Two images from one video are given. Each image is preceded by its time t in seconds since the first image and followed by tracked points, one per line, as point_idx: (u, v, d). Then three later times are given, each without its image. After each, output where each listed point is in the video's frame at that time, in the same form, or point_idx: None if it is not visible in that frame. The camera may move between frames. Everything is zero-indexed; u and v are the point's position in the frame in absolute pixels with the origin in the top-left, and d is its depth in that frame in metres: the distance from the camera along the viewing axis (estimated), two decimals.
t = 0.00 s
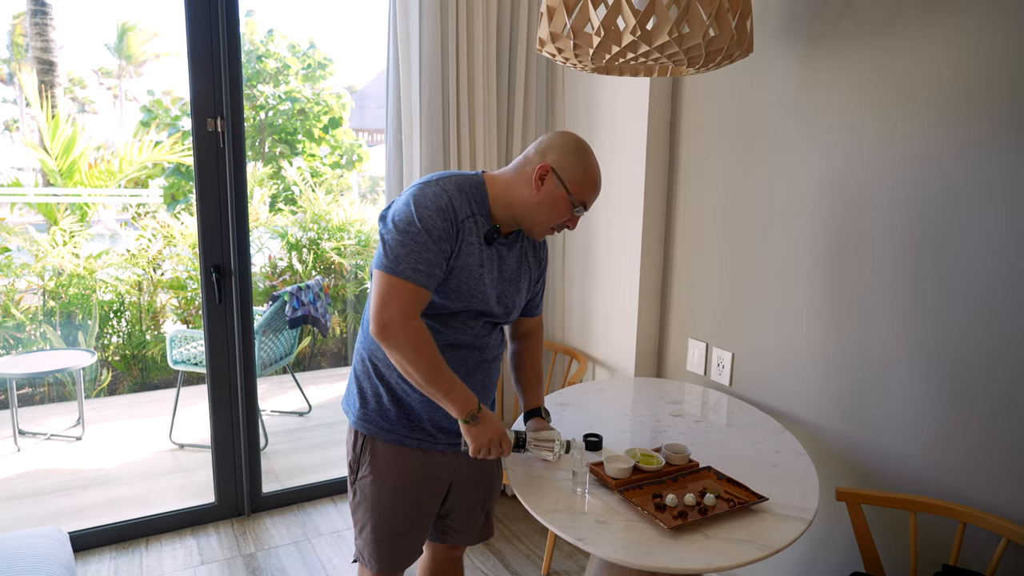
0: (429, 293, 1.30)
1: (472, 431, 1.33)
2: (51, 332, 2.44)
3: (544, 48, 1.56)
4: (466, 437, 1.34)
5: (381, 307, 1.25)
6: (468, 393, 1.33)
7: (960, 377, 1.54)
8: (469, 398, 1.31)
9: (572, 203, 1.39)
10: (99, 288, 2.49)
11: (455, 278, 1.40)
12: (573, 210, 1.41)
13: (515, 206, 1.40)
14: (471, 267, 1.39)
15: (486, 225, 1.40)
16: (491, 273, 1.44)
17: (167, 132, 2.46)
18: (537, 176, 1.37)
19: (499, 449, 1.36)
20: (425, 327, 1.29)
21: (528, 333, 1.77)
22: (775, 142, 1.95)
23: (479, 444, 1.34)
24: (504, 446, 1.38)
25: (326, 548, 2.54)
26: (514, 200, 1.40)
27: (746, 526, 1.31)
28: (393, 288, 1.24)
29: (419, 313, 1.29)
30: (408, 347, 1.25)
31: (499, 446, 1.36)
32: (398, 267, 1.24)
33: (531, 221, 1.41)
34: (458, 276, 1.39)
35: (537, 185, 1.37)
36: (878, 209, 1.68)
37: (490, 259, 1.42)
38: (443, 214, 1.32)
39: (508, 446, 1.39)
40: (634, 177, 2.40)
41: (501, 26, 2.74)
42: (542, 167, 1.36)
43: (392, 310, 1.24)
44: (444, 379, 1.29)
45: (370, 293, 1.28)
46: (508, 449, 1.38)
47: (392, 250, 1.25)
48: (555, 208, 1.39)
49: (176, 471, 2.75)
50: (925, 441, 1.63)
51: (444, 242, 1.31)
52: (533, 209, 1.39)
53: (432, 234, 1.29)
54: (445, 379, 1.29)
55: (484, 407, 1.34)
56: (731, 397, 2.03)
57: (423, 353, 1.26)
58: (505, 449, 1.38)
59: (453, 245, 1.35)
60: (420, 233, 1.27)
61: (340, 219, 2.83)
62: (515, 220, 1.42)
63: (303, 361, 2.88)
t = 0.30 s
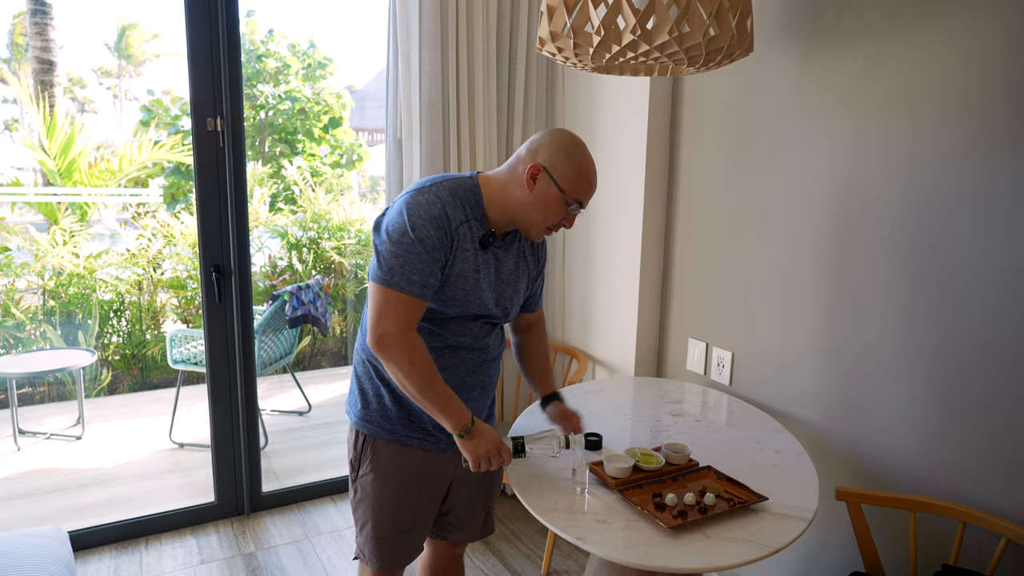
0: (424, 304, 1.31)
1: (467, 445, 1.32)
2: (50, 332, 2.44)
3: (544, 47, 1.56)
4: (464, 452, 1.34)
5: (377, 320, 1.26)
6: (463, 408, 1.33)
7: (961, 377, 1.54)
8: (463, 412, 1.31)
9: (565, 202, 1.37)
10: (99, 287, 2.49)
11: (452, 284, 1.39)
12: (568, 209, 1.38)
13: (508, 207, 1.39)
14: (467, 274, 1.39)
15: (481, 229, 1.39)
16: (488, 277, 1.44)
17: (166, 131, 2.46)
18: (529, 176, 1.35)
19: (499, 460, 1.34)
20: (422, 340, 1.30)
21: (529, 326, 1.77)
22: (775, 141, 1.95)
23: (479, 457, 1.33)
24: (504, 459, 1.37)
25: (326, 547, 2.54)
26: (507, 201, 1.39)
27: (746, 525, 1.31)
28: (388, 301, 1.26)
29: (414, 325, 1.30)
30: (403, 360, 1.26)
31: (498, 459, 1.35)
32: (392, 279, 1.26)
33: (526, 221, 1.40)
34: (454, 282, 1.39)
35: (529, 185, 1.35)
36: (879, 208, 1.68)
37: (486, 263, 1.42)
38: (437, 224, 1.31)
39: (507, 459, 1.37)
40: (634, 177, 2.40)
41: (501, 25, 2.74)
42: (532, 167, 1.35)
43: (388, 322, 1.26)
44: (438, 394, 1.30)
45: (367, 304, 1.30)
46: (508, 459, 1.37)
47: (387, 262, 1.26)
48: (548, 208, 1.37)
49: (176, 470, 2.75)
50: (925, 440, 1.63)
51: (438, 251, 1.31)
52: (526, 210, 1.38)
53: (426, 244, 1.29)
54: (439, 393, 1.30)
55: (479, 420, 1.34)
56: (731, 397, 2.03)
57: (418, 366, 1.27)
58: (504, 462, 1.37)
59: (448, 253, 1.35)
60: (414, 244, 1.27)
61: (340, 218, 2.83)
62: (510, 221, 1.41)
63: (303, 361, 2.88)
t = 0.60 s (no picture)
0: (423, 318, 1.33)
1: (464, 462, 1.27)
2: (50, 332, 2.44)
3: (544, 47, 1.56)
4: (464, 471, 1.29)
5: (376, 337, 1.29)
6: (460, 425, 1.30)
7: (961, 377, 1.54)
8: (459, 429, 1.28)
9: (558, 203, 1.35)
10: (99, 287, 2.49)
11: (450, 293, 1.40)
12: (561, 210, 1.36)
13: (502, 210, 1.38)
14: (464, 283, 1.40)
15: (477, 237, 1.39)
16: (485, 283, 1.44)
17: (166, 131, 2.46)
18: (519, 179, 1.34)
19: (500, 475, 1.28)
20: (422, 357, 1.32)
21: (546, 322, 1.75)
22: (775, 140, 1.95)
23: (478, 474, 1.27)
24: (504, 477, 1.31)
25: (326, 547, 2.54)
26: (500, 204, 1.38)
27: (745, 525, 1.31)
28: (387, 318, 1.28)
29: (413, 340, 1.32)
30: (402, 377, 1.28)
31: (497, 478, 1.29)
32: (389, 295, 1.28)
33: (520, 223, 1.39)
34: (452, 291, 1.40)
35: (520, 187, 1.34)
36: (879, 208, 1.68)
37: (483, 271, 1.42)
38: (432, 237, 1.31)
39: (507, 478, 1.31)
40: (634, 176, 2.40)
41: (500, 25, 2.74)
42: (522, 169, 1.33)
43: (387, 339, 1.28)
44: (436, 410, 1.29)
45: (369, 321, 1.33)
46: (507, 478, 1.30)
47: (383, 278, 1.28)
48: (541, 210, 1.35)
49: (176, 470, 2.75)
50: (924, 440, 1.63)
51: (434, 264, 1.31)
52: (518, 212, 1.37)
53: (421, 258, 1.29)
54: (436, 410, 1.29)
55: (476, 436, 1.29)
56: (731, 396, 2.03)
57: (416, 382, 1.28)
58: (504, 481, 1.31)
59: (444, 265, 1.36)
60: (409, 259, 1.28)
61: (339, 218, 2.83)
62: (504, 224, 1.41)
63: (303, 360, 2.88)
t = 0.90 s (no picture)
0: (424, 330, 1.33)
1: (468, 472, 1.28)
2: (51, 332, 2.44)
3: (545, 48, 1.56)
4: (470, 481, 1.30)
5: (379, 349, 1.29)
6: (462, 435, 1.31)
7: (961, 378, 1.54)
8: (461, 439, 1.29)
9: (554, 206, 1.33)
10: (99, 287, 2.49)
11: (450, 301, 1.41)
12: (558, 213, 1.34)
13: (500, 216, 1.38)
14: (463, 291, 1.40)
15: (475, 244, 1.39)
16: (485, 290, 1.44)
17: (167, 132, 2.46)
18: (515, 183, 1.33)
19: (506, 481, 1.28)
20: (426, 369, 1.32)
21: (557, 325, 1.75)
22: (776, 141, 1.95)
23: (485, 483, 1.27)
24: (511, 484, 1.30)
25: (326, 548, 2.54)
26: (498, 209, 1.38)
27: (745, 526, 1.31)
28: (389, 330, 1.28)
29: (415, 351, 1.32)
30: (405, 390, 1.28)
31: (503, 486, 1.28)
32: (390, 308, 1.28)
33: (517, 228, 1.38)
34: (452, 299, 1.41)
35: (516, 191, 1.34)
36: (879, 209, 1.68)
37: (482, 278, 1.42)
38: (431, 248, 1.31)
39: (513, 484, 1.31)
40: (635, 178, 2.40)
41: (501, 26, 2.74)
42: (517, 173, 1.33)
43: (390, 352, 1.29)
44: (439, 421, 1.29)
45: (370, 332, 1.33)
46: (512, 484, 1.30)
47: (383, 290, 1.29)
48: (537, 214, 1.34)
49: (176, 470, 2.75)
50: (924, 441, 1.63)
51: (434, 276, 1.31)
52: (516, 217, 1.36)
53: (420, 270, 1.29)
54: (438, 422, 1.29)
55: (477, 444, 1.30)
56: (731, 398, 2.03)
57: (418, 395, 1.28)
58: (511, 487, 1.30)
59: (444, 275, 1.36)
60: (409, 271, 1.28)
61: (340, 219, 2.83)
62: (504, 230, 1.40)
63: (303, 361, 2.88)
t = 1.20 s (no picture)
0: (421, 325, 1.33)
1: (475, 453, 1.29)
2: (50, 330, 2.44)
3: (545, 47, 1.56)
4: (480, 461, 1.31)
5: (373, 344, 1.28)
6: (464, 418, 1.31)
7: (961, 377, 1.54)
8: (463, 422, 1.29)
9: (534, 186, 1.29)
10: (99, 286, 2.49)
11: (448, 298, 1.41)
12: (541, 193, 1.29)
13: (491, 207, 1.37)
14: (461, 287, 1.40)
15: (474, 241, 1.39)
16: (484, 288, 1.44)
17: (166, 130, 2.46)
18: (497, 170, 1.34)
19: (514, 454, 1.30)
20: (421, 362, 1.32)
21: (561, 325, 1.72)
22: (776, 140, 1.95)
23: (494, 457, 1.29)
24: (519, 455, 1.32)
25: (326, 546, 2.54)
26: (490, 199, 1.38)
27: (745, 524, 1.31)
28: (383, 325, 1.27)
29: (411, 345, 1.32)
30: (401, 382, 1.27)
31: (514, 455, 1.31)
32: (386, 302, 1.27)
33: (507, 215, 1.35)
34: (450, 296, 1.41)
35: (500, 177, 1.34)
36: (879, 208, 1.68)
37: (481, 275, 1.42)
38: (429, 243, 1.32)
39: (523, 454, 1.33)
40: (635, 176, 2.40)
41: (501, 24, 2.74)
42: (498, 159, 1.34)
43: (384, 347, 1.28)
44: (439, 408, 1.29)
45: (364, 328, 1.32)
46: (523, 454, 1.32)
47: (380, 284, 1.28)
48: (518, 197, 1.31)
49: (176, 468, 2.75)
50: (924, 440, 1.63)
51: (432, 271, 1.32)
52: (504, 205, 1.34)
53: (418, 265, 1.29)
54: (439, 409, 1.29)
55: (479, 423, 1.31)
56: (731, 396, 2.03)
57: (416, 385, 1.28)
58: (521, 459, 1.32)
59: (442, 270, 1.36)
60: (406, 266, 1.28)
61: (340, 217, 2.83)
62: (499, 222, 1.39)
63: (303, 360, 2.88)
